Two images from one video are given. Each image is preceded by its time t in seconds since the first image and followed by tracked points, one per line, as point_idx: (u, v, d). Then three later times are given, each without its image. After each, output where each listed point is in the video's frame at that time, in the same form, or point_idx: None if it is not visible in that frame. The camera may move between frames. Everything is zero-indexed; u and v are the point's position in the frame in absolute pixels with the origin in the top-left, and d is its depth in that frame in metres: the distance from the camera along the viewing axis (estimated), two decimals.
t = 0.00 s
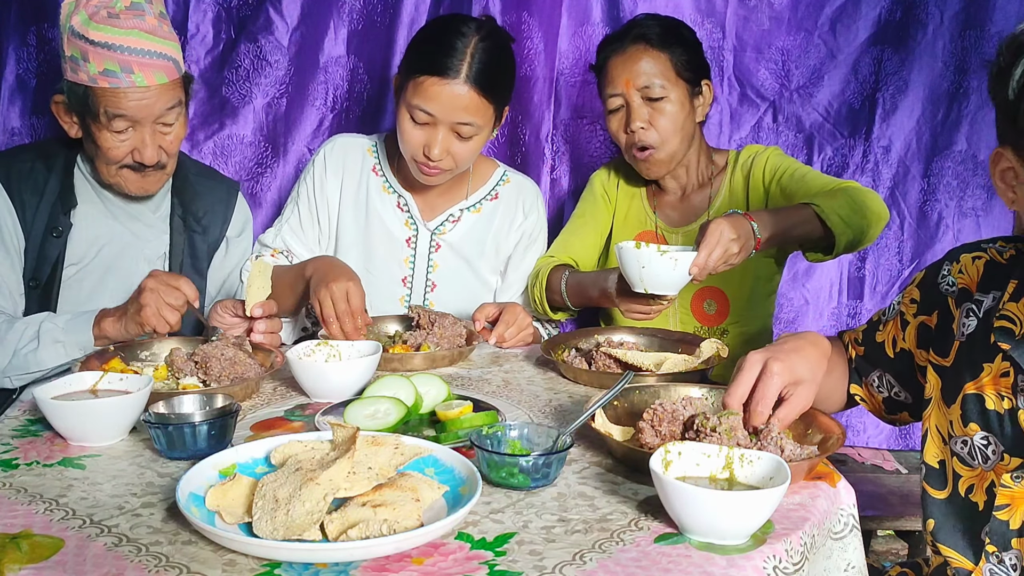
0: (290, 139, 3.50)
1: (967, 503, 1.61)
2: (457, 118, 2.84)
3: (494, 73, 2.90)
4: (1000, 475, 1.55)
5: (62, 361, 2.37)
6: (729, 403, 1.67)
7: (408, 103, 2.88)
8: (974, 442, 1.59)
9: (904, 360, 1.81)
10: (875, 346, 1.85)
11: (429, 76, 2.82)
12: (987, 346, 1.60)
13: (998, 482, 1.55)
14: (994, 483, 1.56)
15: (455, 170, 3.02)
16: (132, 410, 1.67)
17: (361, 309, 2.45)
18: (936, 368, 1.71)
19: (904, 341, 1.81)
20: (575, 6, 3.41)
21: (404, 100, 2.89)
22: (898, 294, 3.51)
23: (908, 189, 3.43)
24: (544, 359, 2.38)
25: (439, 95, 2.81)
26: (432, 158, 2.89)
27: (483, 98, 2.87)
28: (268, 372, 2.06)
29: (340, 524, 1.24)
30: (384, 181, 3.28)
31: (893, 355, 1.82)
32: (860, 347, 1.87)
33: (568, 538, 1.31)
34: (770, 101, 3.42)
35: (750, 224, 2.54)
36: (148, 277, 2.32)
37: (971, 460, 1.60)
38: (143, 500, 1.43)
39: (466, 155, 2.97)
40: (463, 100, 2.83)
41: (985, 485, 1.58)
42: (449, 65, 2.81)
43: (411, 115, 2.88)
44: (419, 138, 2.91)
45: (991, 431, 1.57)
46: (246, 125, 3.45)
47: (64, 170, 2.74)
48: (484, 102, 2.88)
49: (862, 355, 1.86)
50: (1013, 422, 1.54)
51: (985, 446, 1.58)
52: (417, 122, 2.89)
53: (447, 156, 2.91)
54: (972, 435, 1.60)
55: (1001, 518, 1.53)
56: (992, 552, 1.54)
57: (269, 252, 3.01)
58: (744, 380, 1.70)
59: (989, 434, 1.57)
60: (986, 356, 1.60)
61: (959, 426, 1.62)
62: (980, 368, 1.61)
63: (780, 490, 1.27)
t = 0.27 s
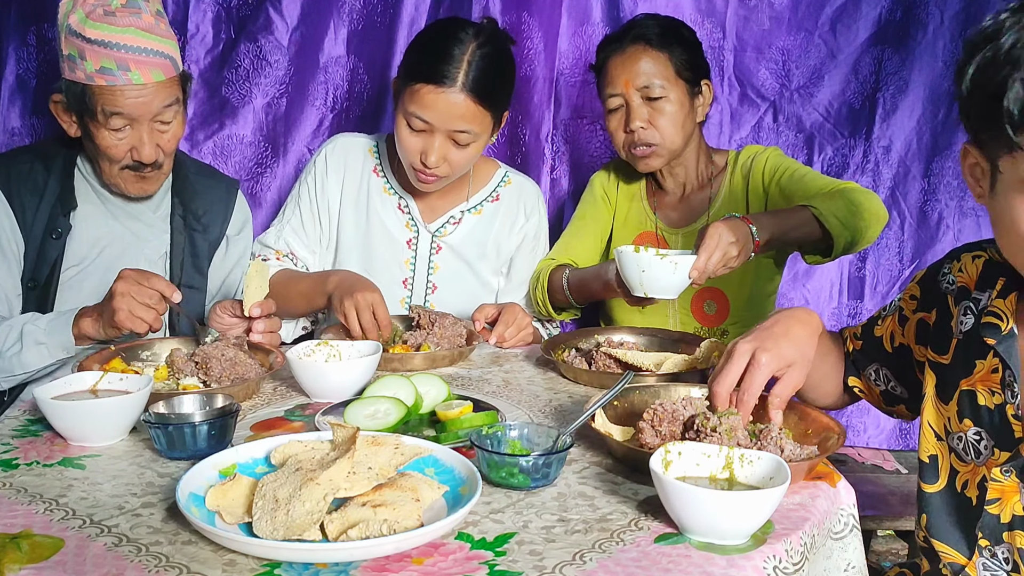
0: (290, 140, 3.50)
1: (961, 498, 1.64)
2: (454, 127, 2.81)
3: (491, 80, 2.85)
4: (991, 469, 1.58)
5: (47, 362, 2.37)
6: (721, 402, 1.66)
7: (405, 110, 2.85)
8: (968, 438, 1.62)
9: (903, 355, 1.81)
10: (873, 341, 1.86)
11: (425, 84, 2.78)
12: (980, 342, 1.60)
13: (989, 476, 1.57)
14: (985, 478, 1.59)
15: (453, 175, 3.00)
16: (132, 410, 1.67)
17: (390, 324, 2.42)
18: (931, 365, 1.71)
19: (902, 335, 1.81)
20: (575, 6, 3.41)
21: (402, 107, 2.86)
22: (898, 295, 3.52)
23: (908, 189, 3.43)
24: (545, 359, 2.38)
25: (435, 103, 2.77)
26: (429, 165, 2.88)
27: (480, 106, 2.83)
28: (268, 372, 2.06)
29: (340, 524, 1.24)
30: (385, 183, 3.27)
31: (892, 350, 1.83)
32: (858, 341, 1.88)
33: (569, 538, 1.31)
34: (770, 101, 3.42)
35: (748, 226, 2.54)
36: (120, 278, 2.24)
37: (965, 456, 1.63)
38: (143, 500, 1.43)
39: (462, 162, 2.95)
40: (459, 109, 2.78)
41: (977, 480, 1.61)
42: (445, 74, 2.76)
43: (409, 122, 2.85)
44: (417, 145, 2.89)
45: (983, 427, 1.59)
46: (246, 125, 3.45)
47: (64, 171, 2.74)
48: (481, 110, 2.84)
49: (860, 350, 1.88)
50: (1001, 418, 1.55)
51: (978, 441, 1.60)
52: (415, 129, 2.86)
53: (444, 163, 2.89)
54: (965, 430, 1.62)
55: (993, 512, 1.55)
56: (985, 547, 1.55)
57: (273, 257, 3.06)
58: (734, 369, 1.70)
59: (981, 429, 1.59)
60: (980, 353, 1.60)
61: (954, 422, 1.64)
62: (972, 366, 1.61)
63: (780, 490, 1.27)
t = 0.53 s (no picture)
0: (290, 140, 3.50)
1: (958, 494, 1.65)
2: (448, 138, 2.76)
3: (487, 91, 2.80)
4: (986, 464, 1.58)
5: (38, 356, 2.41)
6: (721, 404, 1.66)
7: (399, 120, 2.80)
8: (964, 434, 1.62)
9: (909, 358, 1.82)
10: (876, 345, 1.87)
11: (420, 94, 2.73)
12: (977, 340, 1.61)
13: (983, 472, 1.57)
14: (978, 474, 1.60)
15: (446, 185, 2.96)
16: (132, 410, 1.67)
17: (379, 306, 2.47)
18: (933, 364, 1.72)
19: (905, 339, 1.82)
20: (575, 6, 3.41)
21: (396, 117, 2.81)
22: (898, 294, 3.52)
23: (908, 189, 3.43)
24: (545, 359, 2.38)
25: (429, 114, 2.72)
26: (422, 175, 2.83)
27: (474, 117, 2.78)
28: (268, 372, 2.06)
29: (340, 524, 1.24)
30: (380, 185, 3.25)
31: (896, 353, 1.84)
32: (860, 346, 1.89)
33: (569, 538, 1.31)
34: (770, 101, 3.42)
35: (753, 226, 2.53)
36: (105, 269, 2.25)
37: (961, 452, 1.63)
38: (143, 500, 1.43)
39: (456, 171, 2.90)
40: (454, 120, 2.73)
41: (971, 477, 1.62)
42: (440, 85, 2.71)
43: (403, 132, 2.80)
44: (410, 155, 2.84)
45: (979, 422, 1.60)
46: (246, 125, 3.45)
47: (65, 171, 2.74)
48: (476, 121, 2.79)
49: (862, 356, 1.88)
50: (996, 414, 1.56)
51: (973, 436, 1.60)
52: (409, 139, 2.81)
53: (438, 173, 2.84)
54: (962, 426, 1.62)
55: (986, 508, 1.53)
56: (979, 542, 1.55)
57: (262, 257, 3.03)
58: (730, 379, 1.69)
59: (976, 424, 1.60)
60: (977, 349, 1.60)
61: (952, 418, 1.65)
62: (970, 362, 1.62)
63: (780, 490, 1.27)
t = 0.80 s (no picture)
0: (290, 140, 3.50)
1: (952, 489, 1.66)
2: (435, 152, 2.63)
3: (475, 102, 2.70)
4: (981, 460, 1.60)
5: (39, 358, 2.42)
6: (724, 404, 1.67)
7: (385, 135, 2.68)
8: (959, 430, 1.64)
9: (916, 357, 1.82)
10: (881, 346, 1.87)
11: (405, 107, 2.61)
12: (976, 337, 1.63)
13: (977, 468, 1.59)
14: (976, 470, 1.60)
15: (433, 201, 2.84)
16: (132, 410, 1.67)
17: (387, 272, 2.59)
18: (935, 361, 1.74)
19: (911, 338, 1.82)
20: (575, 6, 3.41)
21: (381, 132, 2.69)
22: (898, 294, 3.52)
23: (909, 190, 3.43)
24: (544, 359, 2.38)
25: (415, 127, 2.60)
26: (410, 192, 2.70)
27: (463, 129, 2.66)
28: (268, 372, 2.06)
29: (340, 524, 1.24)
30: (372, 188, 3.18)
31: (903, 353, 1.84)
32: (864, 349, 1.88)
33: (569, 538, 1.31)
34: (770, 101, 3.42)
35: (747, 214, 2.53)
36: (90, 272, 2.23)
37: (957, 447, 1.65)
38: (143, 500, 1.43)
39: (444, 187, 2.78)
40: (441, 133, 2.62)
41: (965, 472, 1.63)
42: (427, 97, 2.60)
43: (388, 147, 2.68)
44: (397, 171, 2.71)
45: (974, 418, 1.61)
46: (246, 125, 3.45)
47: (66, 171, 2.75)
48: (464, 134, 2.68)
49: (866, 359, 1.88)
50: (991, 409, 1.58)
51: (969, 433, 1.62)
52: (394, 154, 2.69)
53: (425, 189, 2.72)
54: (958, 422, 1.64)
55: (981, 504, 1.58)
56: (973, 538, 1.59)
57: (258, 258, 2.94)
58: (741, 384, 1.71)
59: (972, 421, 1.61)
60: (975, 346, 1.62)
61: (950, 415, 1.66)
62: (968, 360, 1.64)
63: (781, 489, 1.27)
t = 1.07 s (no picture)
0: (290, 140, 3.50)
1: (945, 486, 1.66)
2: (425, 171, 2.59)
3: (465, 119, 2.64)
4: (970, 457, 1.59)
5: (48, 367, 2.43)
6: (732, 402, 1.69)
7: (375, 156, 2.64)
8: (951, 427, 1.64)
9: (911, 353, 1.82)
10: (877, 342, 1.88)
11: (393, 129, 2.57)
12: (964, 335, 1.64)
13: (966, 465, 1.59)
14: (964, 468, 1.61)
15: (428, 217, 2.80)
16: (132, 410, 1.67)
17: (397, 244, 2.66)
18: (931, 359, 1.75)
19: (907, 334, 1.82)
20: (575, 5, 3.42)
21: (372, 153, 2.65)
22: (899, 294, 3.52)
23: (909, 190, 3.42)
24: (544, 359, 2.38)
25: (405, 148, 2.55)
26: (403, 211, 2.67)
27: (453, 148, 2.61)
28: (268, 372, 2.06)
29: (340, 524, 1.24)
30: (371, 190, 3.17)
31: (899, 348, 1.84)
32: (861, 345, 1.90)
33: (569, 538, 1.31)
34: (770, 101, 3.42)
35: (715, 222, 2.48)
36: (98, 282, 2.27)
37: (949, 445, 1.65)
38: (143, 500, 1.43)
39: (437, 204, 2.74)
40: (432, 154, 2.57)
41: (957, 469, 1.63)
42: (416, 117, 2.55)
43: (380, 168, 2.64)
44: (389, 190, 2.68)
45: (965, 415, 1.62)
46: (246, 125, 3.45)
47: (66, 170, 2.75)
48: (455, 152, 2.62)
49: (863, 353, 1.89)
50: (979, 407, 1.59)
51: (959, 430, 1.63)
52: (386, 175, 2.65)
53: (418, 208, 2.68)
54: (949, 420, 1.65)
55: (970, 500, 1.57)
56: (964, 535, 1.58)
57: (258, 257, 2.90)
58: (744, 379, 1.73)
59: (963, 418, 1.62)
60: (966, 344, 1.64)
61: (943, 412, 1.67)
62: (959, 356, 1.65)
63: (780, 489, 1.27)
